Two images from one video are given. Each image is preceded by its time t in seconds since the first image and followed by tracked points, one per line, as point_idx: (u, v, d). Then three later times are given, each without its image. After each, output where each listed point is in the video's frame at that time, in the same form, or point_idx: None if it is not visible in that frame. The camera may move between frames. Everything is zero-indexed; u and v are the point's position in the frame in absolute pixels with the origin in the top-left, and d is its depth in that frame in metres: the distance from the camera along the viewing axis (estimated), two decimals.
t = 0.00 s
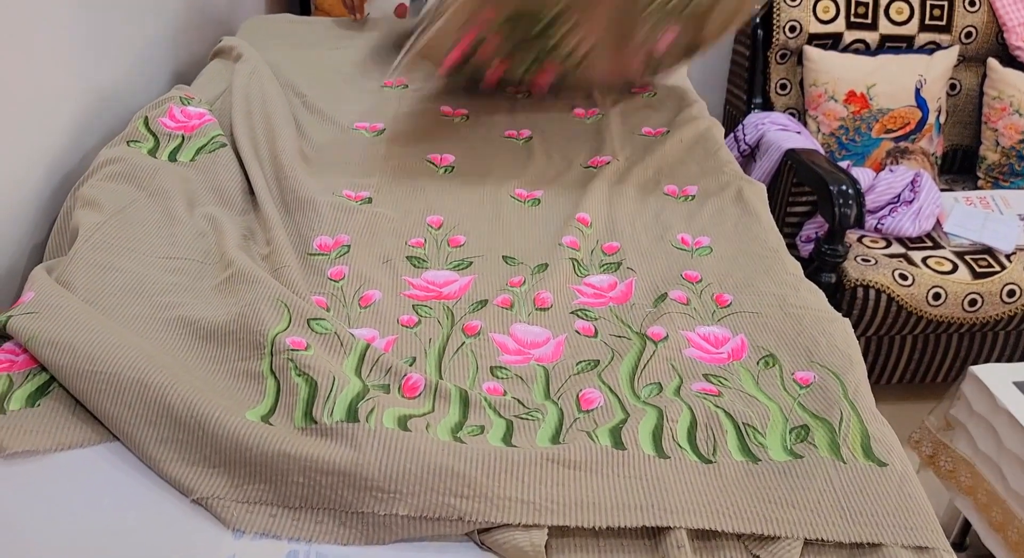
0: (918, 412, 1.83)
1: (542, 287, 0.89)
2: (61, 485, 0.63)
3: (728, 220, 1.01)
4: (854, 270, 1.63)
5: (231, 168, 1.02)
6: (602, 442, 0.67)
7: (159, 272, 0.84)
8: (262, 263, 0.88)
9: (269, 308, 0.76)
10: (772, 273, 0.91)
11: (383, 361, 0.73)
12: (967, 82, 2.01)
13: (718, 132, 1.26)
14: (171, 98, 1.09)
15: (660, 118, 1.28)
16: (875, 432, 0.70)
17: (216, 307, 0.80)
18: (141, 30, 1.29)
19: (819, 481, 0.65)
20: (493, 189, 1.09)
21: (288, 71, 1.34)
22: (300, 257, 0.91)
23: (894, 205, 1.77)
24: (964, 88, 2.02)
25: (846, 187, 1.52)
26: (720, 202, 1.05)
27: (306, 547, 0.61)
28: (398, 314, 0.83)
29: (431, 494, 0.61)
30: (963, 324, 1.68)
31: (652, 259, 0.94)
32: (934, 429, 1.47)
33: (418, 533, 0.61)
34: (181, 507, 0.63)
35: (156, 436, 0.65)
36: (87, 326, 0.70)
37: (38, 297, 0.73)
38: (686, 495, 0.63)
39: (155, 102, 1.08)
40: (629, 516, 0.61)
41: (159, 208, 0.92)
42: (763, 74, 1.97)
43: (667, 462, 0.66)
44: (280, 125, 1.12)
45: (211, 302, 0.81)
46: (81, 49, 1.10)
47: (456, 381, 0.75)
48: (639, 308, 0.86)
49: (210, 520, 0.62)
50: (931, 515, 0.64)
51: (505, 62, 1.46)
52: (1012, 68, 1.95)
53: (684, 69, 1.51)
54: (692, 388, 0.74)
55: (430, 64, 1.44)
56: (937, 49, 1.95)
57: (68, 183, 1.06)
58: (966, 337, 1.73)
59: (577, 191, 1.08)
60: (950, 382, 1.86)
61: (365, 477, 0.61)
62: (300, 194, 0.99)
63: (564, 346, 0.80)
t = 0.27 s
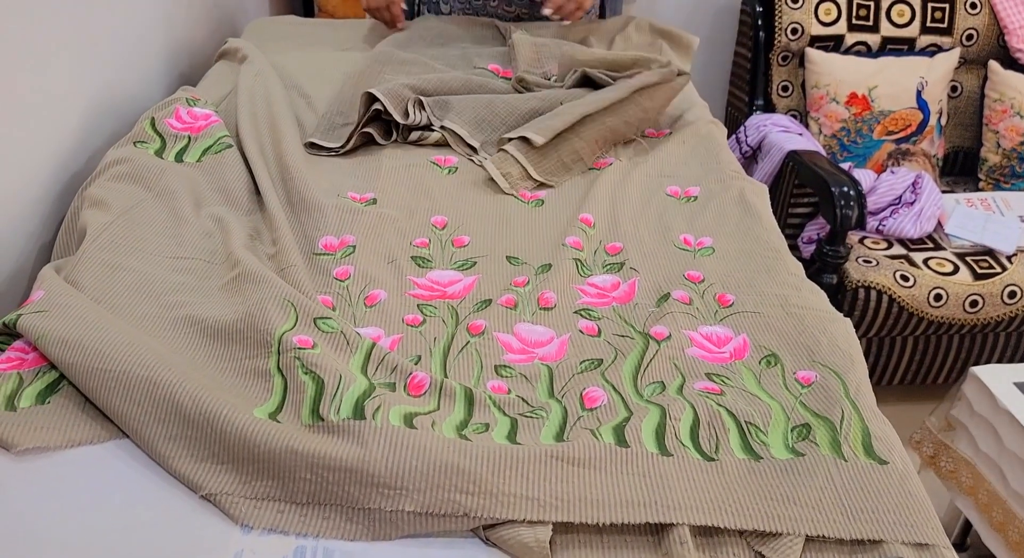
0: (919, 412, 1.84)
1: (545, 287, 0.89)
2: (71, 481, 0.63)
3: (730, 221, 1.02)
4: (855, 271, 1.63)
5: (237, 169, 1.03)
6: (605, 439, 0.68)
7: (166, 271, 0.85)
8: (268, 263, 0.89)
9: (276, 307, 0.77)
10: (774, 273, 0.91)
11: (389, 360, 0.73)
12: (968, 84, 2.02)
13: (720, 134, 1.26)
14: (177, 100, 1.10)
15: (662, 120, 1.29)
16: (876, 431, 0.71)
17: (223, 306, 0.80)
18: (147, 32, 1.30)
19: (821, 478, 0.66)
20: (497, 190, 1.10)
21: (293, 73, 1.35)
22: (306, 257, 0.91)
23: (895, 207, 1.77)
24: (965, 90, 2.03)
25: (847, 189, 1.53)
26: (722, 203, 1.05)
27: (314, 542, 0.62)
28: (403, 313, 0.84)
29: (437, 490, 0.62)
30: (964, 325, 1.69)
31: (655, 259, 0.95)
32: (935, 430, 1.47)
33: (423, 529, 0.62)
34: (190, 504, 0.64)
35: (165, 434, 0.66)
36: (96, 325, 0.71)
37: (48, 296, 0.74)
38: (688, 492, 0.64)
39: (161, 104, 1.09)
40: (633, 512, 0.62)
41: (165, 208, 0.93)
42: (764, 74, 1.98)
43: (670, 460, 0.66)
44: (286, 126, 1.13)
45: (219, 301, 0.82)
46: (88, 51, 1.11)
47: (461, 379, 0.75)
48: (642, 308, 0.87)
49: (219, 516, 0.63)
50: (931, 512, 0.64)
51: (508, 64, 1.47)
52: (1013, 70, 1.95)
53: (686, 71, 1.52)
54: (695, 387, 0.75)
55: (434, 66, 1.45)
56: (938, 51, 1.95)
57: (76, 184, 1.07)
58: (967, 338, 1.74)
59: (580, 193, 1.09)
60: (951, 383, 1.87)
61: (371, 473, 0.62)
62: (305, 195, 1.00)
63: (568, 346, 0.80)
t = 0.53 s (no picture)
0: (920, 413, 1.84)
1: (548, 287, 0.90)
2: (78, 478, 0.64)
3: (732, 222, 1.03)
4: (857, 272, 1.64)
5: (242, 170, 1.04)
6: (607, 438, 0.68)
7: (173, 271, 0.85)
8: (273, 263, 0.89)
9: (281, 307, 0.77)
10: (775, 274, 0.92)
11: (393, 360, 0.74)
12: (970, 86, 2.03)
13: (721, 135, 1.27)
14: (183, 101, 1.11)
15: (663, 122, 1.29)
16: (875, 430, 0.71)
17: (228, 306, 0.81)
18: (153, 34, 1.31)
19: (821, 477, 0.66)
20: (500, 191, 1.11)
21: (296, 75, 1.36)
22: (310, 257, 0.92)
23: (897, 208, 1.78)
24: (967, 91, 2.04)
25: (849, 190, 1.53)
26: (724, 204, 1.06)
27: (319, 539, 0.62)
28: (407, 313, 0.85)
29: (441, 488, 0.62)
30: (965, 326, 1.69)
31: (657, 259, 0.96)
32: (936, 431, 1.48)
33: (427, 526, 0.63)
34: (197, 501, 0.64)
35: (171, 431, 0.67)
36: (103, 324, 0.72)
37: (56, 295, 0.75)
38: (689, 490, 0.65)
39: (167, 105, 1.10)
40: (634, 510, 0.63)
41: (171, 209, 0.94)
42: (766, 75, 1.98)
43: (671, 458, 0.67)
44: (291, 127, 1.14)
45: (224, 301, 0.82)
46: (95, 53, 1.12)
47: (464, 378, 0.76)
48: (644, 308, 0.87)
49: (225, 513, 0.64)
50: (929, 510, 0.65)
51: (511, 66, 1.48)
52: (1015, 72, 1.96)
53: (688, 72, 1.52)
54: (696, 386, 0.76)
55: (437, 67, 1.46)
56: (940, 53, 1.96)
57: (82, 184, 1.08)
58: (968, 339, 1.74)
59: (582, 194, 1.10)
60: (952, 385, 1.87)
61: (376, 471, 0.62)
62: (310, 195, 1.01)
63: (570, 345, 0.81)
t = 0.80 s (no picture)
0: (920, 414, 1.84)
1: (547, 288, 0.91)
2: (80, 477, 0.65)
3: (731, 223, 1.03)
4: (857, 273, 1.64)
5: (243, 172, 1.05)
6: (605, 438, 0.69)
7: (174, 273, 0.86)
8: (274, 264, 0.90)
9: (281, 308, 0.78)
10: (773, 275, 0.92)
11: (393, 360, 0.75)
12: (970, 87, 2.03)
13: (720, 136, 1.27)
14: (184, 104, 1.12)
15: (663, 124, 1.30)
16: (872, 431, 0.72)
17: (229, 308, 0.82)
18: (155, 37, 1.32)
19: (817, 477, 0.67)
20: (500, 193, 1.11)
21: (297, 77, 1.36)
22: (311, 259, 0.93)
23: (897, 209, 1.78)
24: (967, 93, 2.04)
25: (849, 192, 1.54)
26: (722, 206, 1.07)
27: (319, 538, 0.63)
28: (407, 314, 0.85)
29: (440, 488, 0.63)
30: (965, 327, 1.69)
31: (656, 261, 0.96)
32: (936, 431, 1.48)
33: (425, 526, 0.63)
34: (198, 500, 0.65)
35: (173, 432, 0.67)
36: (105, 325, 0.73)
37: (59, 296, 0.75)
38: (686, 490, 0.65)
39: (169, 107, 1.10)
40: (631, 510, 0.63)
41: (173, 210, 0.95)
42: (766, 76, 1.98)
43: (669, 458, 0.68)
44: (292, 129, 1.15)
45: (225, 302, 0.83)
46: (97, 55, 1.12)
47: (463, 379, 0.77)
48: (643, 309, 0.88)
49: (226, 513, 0.64)
50: (925, 509, 0.66)
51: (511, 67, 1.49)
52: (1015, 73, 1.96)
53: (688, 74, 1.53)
54: (694, 387, 0.76)
55: (438, 70, 1.46)
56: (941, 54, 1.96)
57: (84, 186, 1.09)
58: (968, 340, 1.75)
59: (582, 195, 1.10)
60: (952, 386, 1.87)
61: (375, 471, 0.63)
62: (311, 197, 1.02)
63: (569, 346, 0.82)
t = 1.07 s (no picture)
0: (919, 416, 1.84)
1: (542, 290, 0.91)
2: (77, 477, 0.65)
3: (726, 225, 1.03)
4: (855, 274, 1.64)
5: (241, 174, 1.05)
6: (597, 438, 0.69)
7: (171, 274, 0.87)
8: (270, 266, 0.90)
9: (277, 309, 0.79)
10: (767, 276, 0.93)
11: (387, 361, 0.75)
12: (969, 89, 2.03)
13: (717, 138, 1.28)
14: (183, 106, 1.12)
15: (660, 125, 1.30)
16: (864, 431, 0.72)
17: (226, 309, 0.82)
18: (154, 39, 1.33)
19: (808, 477, 0.67)
20: (496, 195, 1.11)
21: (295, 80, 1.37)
22: (308, 260, 0.93)
23: (895, 211, 1.78)
24: (966, 94, 2.04)
25: (847, 193, 1.54)
26: (718, 207, 1.07)
27: (312, 537, 0.63)
28: (402, 315, 0.86)
29: (433, 487, 0.63)
30: (963, 328, 1.69)
31: (651, 262, 0.96)
32: (934, 433, 1.48)
33: (418, 525, 0.64)
34: (192, 500, 0.66)
35: (168, 432, 0.68)
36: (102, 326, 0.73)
37: (56, 297, 0.76)
38: (677, 490, 0.65)
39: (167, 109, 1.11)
40: (622, 509, 0.64)
41: (171, 212, 0.95)
42: (765, 77, 1.98)
43: (660, 458, 0.68)
44: (290, 131, 1.15)
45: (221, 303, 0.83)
46: (96, 58, 1.13)
47: (457, 379, 0.77)
48: (637, 310, 0.88)
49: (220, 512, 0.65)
50: (915, 509, 0.66)
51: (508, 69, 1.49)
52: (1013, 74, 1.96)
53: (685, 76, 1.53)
54: (686, 387, 0.76)
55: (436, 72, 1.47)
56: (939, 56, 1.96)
57: (83, 188, 1.09)
58: (966, 341, 1.75)
59: (578, 197, 1.10)
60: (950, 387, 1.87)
61: (369, 470, 0.63)
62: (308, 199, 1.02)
63: (563, 347, 0.82)
